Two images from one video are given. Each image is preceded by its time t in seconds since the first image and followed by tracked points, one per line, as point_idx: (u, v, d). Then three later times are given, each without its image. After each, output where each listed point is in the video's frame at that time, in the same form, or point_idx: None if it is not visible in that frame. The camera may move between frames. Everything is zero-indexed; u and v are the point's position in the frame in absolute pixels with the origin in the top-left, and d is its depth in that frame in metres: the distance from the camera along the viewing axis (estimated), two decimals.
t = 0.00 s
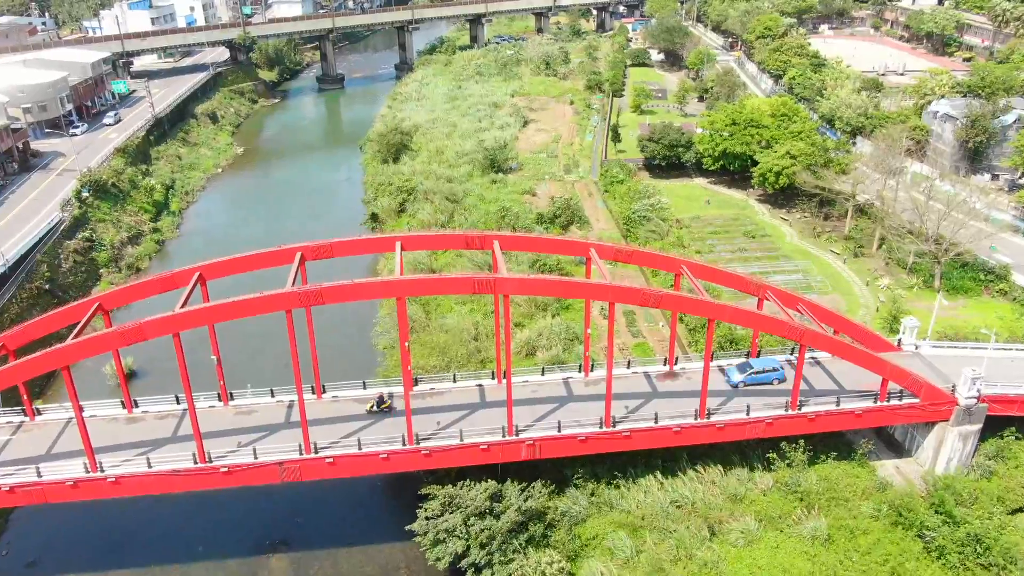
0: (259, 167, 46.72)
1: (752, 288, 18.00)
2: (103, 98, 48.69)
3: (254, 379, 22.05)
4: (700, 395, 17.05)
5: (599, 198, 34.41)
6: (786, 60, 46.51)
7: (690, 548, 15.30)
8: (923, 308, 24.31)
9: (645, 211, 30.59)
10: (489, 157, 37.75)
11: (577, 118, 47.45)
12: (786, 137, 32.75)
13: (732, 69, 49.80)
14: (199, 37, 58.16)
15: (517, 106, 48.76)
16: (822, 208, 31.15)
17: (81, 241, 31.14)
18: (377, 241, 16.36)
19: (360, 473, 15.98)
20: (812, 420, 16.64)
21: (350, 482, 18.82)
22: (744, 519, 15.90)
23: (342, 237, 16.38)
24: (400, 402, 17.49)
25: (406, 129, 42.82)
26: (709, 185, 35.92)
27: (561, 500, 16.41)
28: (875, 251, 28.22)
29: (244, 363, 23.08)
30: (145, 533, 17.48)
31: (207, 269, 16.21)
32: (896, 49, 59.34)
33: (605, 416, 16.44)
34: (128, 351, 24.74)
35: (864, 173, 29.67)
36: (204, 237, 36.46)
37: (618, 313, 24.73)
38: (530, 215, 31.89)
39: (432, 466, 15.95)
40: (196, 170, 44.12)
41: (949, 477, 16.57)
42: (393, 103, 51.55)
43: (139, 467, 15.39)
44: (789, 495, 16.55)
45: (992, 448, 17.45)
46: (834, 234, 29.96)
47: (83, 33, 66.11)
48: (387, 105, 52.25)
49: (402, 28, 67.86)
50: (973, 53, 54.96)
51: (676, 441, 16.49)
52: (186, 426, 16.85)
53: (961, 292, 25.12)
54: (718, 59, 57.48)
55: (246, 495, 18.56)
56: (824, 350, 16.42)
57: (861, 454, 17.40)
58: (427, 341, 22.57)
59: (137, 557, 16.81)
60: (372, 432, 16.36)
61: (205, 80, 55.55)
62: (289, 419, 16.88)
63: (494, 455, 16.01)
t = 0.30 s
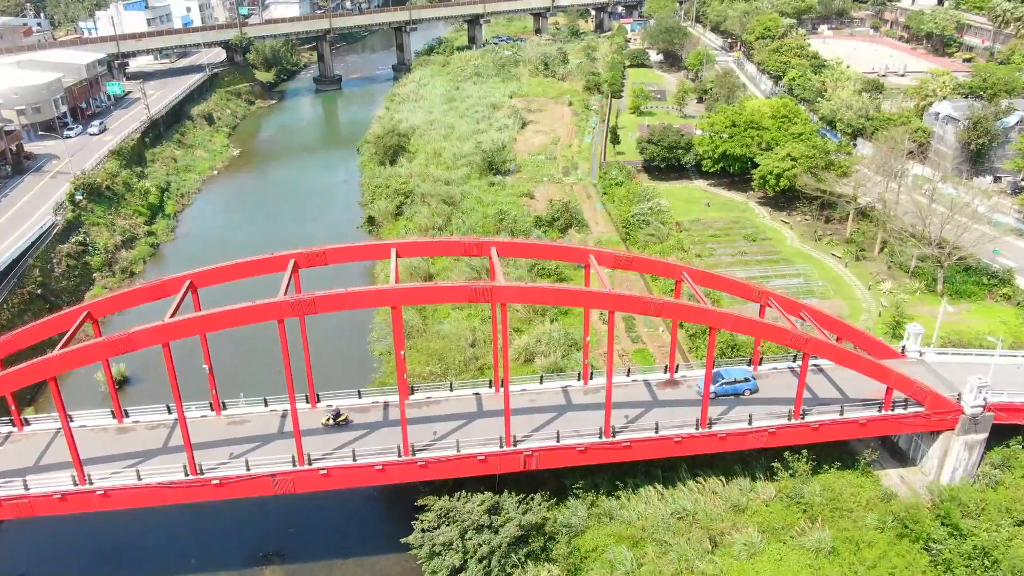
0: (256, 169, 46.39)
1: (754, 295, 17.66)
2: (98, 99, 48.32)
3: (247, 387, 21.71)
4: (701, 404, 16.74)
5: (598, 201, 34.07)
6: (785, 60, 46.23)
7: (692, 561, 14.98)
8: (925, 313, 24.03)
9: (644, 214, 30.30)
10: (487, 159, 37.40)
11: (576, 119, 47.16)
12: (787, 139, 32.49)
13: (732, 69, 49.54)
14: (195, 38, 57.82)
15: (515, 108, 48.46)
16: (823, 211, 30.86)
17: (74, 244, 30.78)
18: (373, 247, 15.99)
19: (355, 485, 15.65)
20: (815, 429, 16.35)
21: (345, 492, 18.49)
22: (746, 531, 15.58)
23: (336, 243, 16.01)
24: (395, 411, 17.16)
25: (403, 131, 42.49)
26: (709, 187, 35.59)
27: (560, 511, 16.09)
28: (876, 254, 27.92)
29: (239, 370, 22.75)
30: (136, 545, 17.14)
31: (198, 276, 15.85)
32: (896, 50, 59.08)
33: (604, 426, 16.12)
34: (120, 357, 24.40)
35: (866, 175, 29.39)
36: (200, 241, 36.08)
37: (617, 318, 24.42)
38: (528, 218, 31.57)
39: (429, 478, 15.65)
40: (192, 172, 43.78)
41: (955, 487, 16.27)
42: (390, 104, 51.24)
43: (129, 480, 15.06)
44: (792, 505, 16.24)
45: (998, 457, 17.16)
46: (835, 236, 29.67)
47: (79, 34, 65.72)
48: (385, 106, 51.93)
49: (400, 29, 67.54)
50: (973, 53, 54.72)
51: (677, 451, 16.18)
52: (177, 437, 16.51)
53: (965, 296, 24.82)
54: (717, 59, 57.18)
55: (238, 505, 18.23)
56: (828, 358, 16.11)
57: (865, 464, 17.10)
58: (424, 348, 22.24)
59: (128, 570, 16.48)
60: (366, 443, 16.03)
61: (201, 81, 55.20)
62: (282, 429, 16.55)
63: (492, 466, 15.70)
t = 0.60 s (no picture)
0: (252, 171, 45.97)
1: (756, 303, 17.28)
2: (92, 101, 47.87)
3: (240, 396, 21.31)
4: (703, 414, 16.37)
5: (597, 204, 33.68)
6: (785, 61, 45.86)
7: None
8: (929, 318, 23.69)
9: (644, 217, 29.94)
10: (485, 161, 36.97)
11: (575, 121, 46.77)
12: (788, 142, 32.13)
13: (731, 71, 49.18)
14: (190, 39, 57.40)
15: (513, 109, 48.06)
16: (825, 214, 30.50)
17: (66, 249, 30.35)
18: (367, 255, 15.60)
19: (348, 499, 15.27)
20: (820, 440, 15.99)
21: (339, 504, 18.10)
22: (749, 545, 15.21)
23: (329, 251, 15.61)
24: (390, 422, 16.77)
25: (400, 133, 42.09)
26: (709, 190, 35.20)
27: (559, 526, 15.73)
28: (879, 258, 27.56)
29: (232, 378, 22.37)
30: (124, 559, 16.74)
31: (187, 285, 15.44)
32: (896, 50, 58.74)
33: (604, 438, 15.74)
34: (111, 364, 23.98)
35: (868, 178, 29.03)
36: (194, 245, 35.67)
37: (617, 324, 24.06)
38: (525, 221, 31.18)
39: (425, 491, 15.28)
40: (187, 174, 43.36)
41: (962, 500, 15.92)
42: (387, 106, 50.86)
43: (116, 495, 14.66)
44: (795, 518, 15.88)
45: (1005, 468, 16.82)
46: (837, 240, 29.29)
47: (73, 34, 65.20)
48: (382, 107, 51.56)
49: (397, 29, 67.15)
50: (974, 54, 54.41)
51: (678, 463, 15.82)
52: (166, 449, 16.11)
53: (969, 301, 24.47)
54: (716, 60, 56.80)
55: (230, 517, 17.82)
56: (833, 369, 15.75)
57: (870, 475, 16.75)
58: (420, 355, 21.85)
59: None
60: (359, 456, 15.64)
61: (196, 82, 54.78)
62: (274, 441, 16.17)
63: (489, 480, 15.33)
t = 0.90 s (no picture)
0: (247, 174, 45.55)
1: (760, 314, 16.85)
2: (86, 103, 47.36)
3: (232, 406, 20.86)
4: (706, 428, 15.94)
5: (596, 208, 33.27)
6: (786, 62, 45.44)
7: None
8: (934, 326, 23.31)
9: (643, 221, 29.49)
10: (483, 164, 36.51)
11: (573, 122, 46.33)
12: (789, 145, 31.74)
13: (731, 72, 48.75)
14: (185, 40, 56.90)
15: (511, 110, 47.63)
16: (827, 218, 30.07)
17: (57, 254, 29.89)
18: (360, 265, 15.14)
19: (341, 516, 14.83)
20: (825, 454, 15.58)
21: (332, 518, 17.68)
22: (754, 563, 14.77)
23: (320, 261, 15.14)
24: (384, 436, 16.35)
25: (397, 135, 41.65)
26: (709, 193, 34.78)
27: (557, 543, 15.28)
28: (882, 263, 27.18)
29: (224, 387, 21.90)
30: None
31: (174, 297, 14.96)
32: (897, 51, 58.38)
33: (604, 453, 15.31)
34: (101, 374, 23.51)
35: (871, 181, 28.60)
36: (188, 250, 35.21)
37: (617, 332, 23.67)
38: (523, 225, 30.75)
39: (419, 508, 14.83)
40: (181, 177, 42.89)
41: (972, 516, 15.51)
42: (384, 108, 50.42)
43: (101, 513, 14.21)
44: (800, 534, 15.46)
45: (1015, 482, 16.42)
46: (840, 244, 28.86)
47: (68, 35, 64.71)
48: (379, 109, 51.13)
49: (394, 30, 66.74)
50: (975, 54, 54.10)
51: (680, 479, 15.40)
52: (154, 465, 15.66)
53: (974, 308, 24.08)
54: (716, 61, 56.38)
55: (220, 533, 17.38)
56: (839, 381, 15.33)
57: (876, 489, 16.34)
58: (416, 364, 21.41)
59: None
60: (352, 472, 15.18)
61: (191, 84, 54.29)
62: (264, 457, 15.72)
63: (485, 496, 14.90)
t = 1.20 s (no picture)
0: (242, 177, 45.04)
1: (764, 326, 16.34)
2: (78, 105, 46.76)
3: (222, 419, 20.34)
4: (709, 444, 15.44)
5: (595, 212, 32.79)
6: (787, 64, 44.96)
7: None
8: (940, 334, 22.87)
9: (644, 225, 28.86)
10: (480, 167, 35.98)
11: (571, 125, 45.84)
12: (791, 148, 31.26)
13: (731, 73, 48.28)
14: (180, 41, 56.28)
15: (509, 113, 47.12)
16: (830, 223, 29.58)
17: (46, 261, 29.35)
18: (351, 277, 14.64)
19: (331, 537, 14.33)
20: (832, 472, 15.10)
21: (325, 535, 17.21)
22: None
23: (309, 273, 14.63)
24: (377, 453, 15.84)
25: (394, 138, 41.15)
26: (710, 197, 34.28)
27: (556, 563, 14.80)
28: (886, 269, 26.73)
29: (214, 398, 21.39)
30: None
31: (158, 311, 14.43)
32: (897, 52, 57.98)
33: (603, 471, 14.82)
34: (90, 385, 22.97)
35: (875, 186, 28.14)
36: (181, 255, 34.67)
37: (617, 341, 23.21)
38: (521, 230, 30.26)
39: (413, 529, 14.34)
40: (175, 181, 42.36)
41: (983, 536, 15.05)
42: (381, 110, 49.92)
43: (82, 536, 13.69)
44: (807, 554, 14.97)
45: None
46: (843, 250, 28.38)
47: (61, 36, 64.05)
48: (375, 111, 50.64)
49: (391, 31, 66.29)
50: (976, 56, 53.76)
51: (683, 497, 14.91)
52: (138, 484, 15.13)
53: (981, 315, 23.61)
54: (716, 63, 55.92)
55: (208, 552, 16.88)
56: (846, 397, 14.85)
57: (884, 506, 15.86)
58: (411, 374, 20.91)
59: None
60: (343, 491, 14.66)
61: (186, 85, 53.72)
62: (253, 474, 15.21)
63: (481, 516, 14.40)
